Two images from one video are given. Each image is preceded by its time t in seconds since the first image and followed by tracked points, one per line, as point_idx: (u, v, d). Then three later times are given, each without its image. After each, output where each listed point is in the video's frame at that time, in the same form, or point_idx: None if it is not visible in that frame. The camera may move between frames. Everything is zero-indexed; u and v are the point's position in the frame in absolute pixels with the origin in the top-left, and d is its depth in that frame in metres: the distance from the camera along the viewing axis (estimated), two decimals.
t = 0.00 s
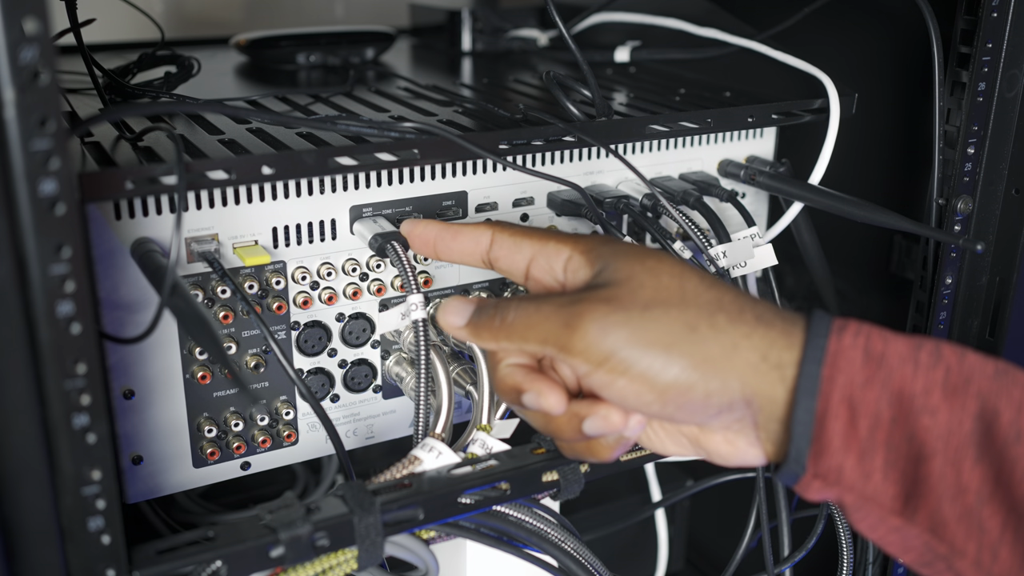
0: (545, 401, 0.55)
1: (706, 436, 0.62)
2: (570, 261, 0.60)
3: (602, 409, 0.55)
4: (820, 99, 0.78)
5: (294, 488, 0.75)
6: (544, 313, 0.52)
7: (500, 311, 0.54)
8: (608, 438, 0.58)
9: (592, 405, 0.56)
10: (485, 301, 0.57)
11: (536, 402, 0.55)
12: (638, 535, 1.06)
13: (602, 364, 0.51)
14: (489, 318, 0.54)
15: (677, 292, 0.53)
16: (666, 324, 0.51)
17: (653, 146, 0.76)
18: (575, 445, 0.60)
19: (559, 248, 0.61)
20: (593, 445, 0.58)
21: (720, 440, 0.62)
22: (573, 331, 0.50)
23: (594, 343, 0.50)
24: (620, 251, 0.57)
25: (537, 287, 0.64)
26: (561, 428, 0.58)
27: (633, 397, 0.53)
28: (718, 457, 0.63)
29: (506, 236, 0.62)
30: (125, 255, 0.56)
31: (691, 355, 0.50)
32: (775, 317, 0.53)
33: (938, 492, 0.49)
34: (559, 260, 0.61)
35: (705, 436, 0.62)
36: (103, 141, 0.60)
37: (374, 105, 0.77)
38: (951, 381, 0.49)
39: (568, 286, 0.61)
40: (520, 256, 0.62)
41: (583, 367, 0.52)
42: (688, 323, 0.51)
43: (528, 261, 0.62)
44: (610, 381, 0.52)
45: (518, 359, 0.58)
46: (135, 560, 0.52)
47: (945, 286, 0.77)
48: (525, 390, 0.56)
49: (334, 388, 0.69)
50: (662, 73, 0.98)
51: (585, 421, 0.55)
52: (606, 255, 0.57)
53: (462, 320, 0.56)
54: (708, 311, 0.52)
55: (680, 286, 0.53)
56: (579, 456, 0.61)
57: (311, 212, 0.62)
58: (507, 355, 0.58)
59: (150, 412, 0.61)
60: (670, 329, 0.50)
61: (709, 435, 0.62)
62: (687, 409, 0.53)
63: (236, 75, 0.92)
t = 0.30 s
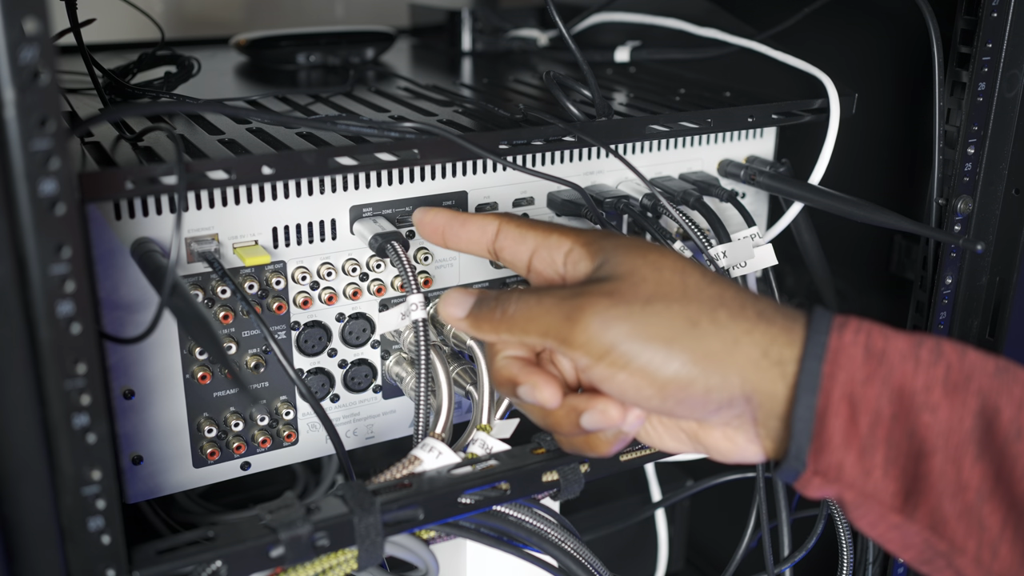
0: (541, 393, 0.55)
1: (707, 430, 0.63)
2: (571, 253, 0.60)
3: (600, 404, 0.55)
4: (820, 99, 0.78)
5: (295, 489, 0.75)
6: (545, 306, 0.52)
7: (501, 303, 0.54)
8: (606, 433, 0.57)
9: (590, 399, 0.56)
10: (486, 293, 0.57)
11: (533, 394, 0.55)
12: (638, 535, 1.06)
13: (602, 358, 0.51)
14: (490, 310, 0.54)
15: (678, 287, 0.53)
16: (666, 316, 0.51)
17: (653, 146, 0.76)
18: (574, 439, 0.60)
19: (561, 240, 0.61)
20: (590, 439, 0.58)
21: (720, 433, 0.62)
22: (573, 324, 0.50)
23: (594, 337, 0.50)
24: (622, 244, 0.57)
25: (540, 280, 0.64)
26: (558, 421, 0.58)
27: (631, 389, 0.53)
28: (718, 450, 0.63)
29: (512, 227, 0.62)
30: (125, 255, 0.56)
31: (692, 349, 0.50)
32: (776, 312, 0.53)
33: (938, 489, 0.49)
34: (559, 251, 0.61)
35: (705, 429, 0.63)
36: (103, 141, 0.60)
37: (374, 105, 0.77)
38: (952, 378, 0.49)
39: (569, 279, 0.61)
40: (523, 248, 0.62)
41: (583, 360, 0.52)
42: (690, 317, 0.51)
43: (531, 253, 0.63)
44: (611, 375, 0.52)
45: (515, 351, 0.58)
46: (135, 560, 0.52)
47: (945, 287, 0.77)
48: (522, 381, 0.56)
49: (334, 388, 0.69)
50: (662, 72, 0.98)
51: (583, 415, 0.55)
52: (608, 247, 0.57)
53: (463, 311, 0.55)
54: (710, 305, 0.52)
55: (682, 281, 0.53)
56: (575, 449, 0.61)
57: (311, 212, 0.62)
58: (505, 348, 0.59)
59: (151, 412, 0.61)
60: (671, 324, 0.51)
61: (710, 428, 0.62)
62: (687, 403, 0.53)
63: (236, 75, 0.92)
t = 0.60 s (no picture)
0: (528, 391, 0.55)
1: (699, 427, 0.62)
2: (563, 250, 0.60)
3: (589, 403, 0.54)
4: (820, 98, 0.78)
5: (295, 488, 0.75)
6: (535, 301, 0.52)
7: (491, 299, 0.54)
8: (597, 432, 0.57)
9: (579, 398, 0.56)
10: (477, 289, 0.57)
11: (520, 392, 0.55)
12: (639, 535, 1.06)
13: (593, 355, 0.51)
14: (481, 306, 0.54)
15: (670, 284, 0.53)
16: (657, 314, 0.51)
17: (653, 146, 0.76)
18: (564, 438, 0.60)
19: (553, 236, 0.60)
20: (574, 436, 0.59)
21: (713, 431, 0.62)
22: (565, 321, 0.50)
23: (586, 334, 0.50)
24: (614, 241, 0.57)
25: (532, 275, 0.64)
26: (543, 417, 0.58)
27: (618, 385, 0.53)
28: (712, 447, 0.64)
29: (506, 221, 0.61)
30: (125, 255, 0.56)
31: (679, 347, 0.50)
32: (769, 312, 0.53)
33: (932, 489, 0.49)
34: (552, 248, 0.61)
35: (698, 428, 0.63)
36: (103, 141, 0.60)
37: (374, 105, 0.77)
38: (945, 379, 0.49)
39: (559, 276, 0.61)
40: (515, 243, 0.61)
41: (574, 357, 0.52)
42: (682, 315, 0.51)
43: (523, 249, 0.61)
44: (601, 372, 0.52)
45: (503, 347, 0.58)
46: (135, 560, 0.52)
47: (945, 286, 0.77)
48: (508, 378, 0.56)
49: (334, 388, 0.69)
50: (662, 72, 0.98)
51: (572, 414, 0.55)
52: (601, 244, 0.57)
53: (453, 308, 0.56)
54: (702, 304, 0.52)
55: (674, 279, 0.53)
56: (561, 446, 0.61)
57: (311, 212, 0.62)
58: (493, 342, 0.58)
59: (150, 412, 0.61)
60: (663, 321, 0.50)
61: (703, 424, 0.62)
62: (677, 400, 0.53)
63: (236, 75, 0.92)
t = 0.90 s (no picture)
0: (531, 402, 0.55)
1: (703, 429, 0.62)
2: (562, 258, 0.60)
3: (593, 410, 0.55)
4: (820, 99, 0.78)
5: (295, 488, 0.76)
6: (536, 312, 0.52)
7: (491, 310, 0.54)
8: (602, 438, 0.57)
9: (583, 405, 0.55)
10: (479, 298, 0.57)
11: (523, 403, 0.55)
12: (638, 535, 1.06)
13: (595, 363, 0.51)
14: (481, 316, 0.54)
15: (670, 289, 0.52)
16: (658, 321, 0.51)
17: (653, 146, 0.76)
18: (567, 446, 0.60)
19: (551, 246, 0.60)
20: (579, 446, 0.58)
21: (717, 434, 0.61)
22: (566, 329, 0.50)
23: (587, 342, 0.50)
24: (613, 248, 0.57)
25: (529, 285, 0.64)
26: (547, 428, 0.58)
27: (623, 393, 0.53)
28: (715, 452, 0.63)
29: (497, 234, 0.61)
30: (125, 255, 0.56)
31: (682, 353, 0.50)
32: (770, 312, 0.53)
33: (934, 489, 0.49)
34: (550, 258, 0.61)
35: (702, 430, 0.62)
36: (103, 141, 0.60)
37: (374, 105, 0.77)
38: (948, 377, 0.49)
39: (559, 285, 0.61)
40: (510, 254, 0.62)
41: (577, 365, 0.52)
42: (683, 320, 0.51)
43: (519, 259, 0.62)
44: (604, 380, 0.52)
45: (506, 359, 0.58)
46: (135, 560, 0.52)
47: (945, 286, 0.77)
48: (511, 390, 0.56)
49: (334, 388, 0.69)
50: (662, 72, 0.98)
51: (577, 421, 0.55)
52: (600, 252, 0.57)
53: (452, 319, 0.56)
54: (703, 307, 0.52)
55: (674, 283, 0.53)
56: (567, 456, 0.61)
57: (311, 212, 0.62)
58: (496, 354, 0.58)
59: (150, 412, 0.61)
60: (664, 326, 0.50)
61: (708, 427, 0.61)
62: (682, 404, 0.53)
63: (236, 75, 0.92)
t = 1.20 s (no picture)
0: (525, 412, 0.55)
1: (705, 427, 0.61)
2: (555, 263, 0.59)
3: (588, 417, 0.56)
4: (820, 99, 0.78)
5: (295, 488, 0.75)
6: (528, 325, 0.52)
7: (482, 320, 0.54)
8: (598, 442, 0.57)
9: (579, 413, 0.56)
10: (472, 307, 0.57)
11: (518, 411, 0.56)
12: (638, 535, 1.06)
13: (588, 378, 0.51)
14: (472, 326, 0.54)
15: (664, 300, 0.52)
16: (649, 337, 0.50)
17: (653, 146, 0.76)
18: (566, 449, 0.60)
19: (545, 249, 0.60)
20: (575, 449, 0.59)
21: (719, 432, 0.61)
22: (557, 346, 0.50)
23: (579, 358, 0.50)
24: (607, 254, 0.56)
25: (526, 287, 0.63)
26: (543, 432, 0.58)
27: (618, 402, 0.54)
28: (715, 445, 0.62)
29: (493, 234, 0.61)
30: (125, 255, 0.56)
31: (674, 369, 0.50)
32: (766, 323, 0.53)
33: (933, 496, 0.49)
34: (544, 261, 0.60)
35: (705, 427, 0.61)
36: (103, 141, 0.60)
37: (374, 105, 0.77)
38: (945, 386, 0.49)
39: (554, 289, 0.60)
40: (507, 255, 0.61)
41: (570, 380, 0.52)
42: (675, 335, 0.51)
43: (515, 260, 0.61)
44: (598, 392, 0.53)
45: (502, 364, 0.58)
46: (136, 560, 0.52)
47: (945, 287, 0.77)
48: (505, 398, 0.56)
49: (334, 388, 0.69)
50: (663, 72, 0.98)
51: (572, 428, 0.56)
52: (592, 260, 0.56)
53: (445, 327, 0.56)
54: (697, 320, 0.51)
55: (668, 294, 0.52)
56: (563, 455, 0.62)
57: (312, 212, 0.62)
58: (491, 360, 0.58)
59: (151, 412, 0.61)
60: (657, 341, 0.50)
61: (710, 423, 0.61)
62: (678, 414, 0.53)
63: (236, 75, 0.92)
